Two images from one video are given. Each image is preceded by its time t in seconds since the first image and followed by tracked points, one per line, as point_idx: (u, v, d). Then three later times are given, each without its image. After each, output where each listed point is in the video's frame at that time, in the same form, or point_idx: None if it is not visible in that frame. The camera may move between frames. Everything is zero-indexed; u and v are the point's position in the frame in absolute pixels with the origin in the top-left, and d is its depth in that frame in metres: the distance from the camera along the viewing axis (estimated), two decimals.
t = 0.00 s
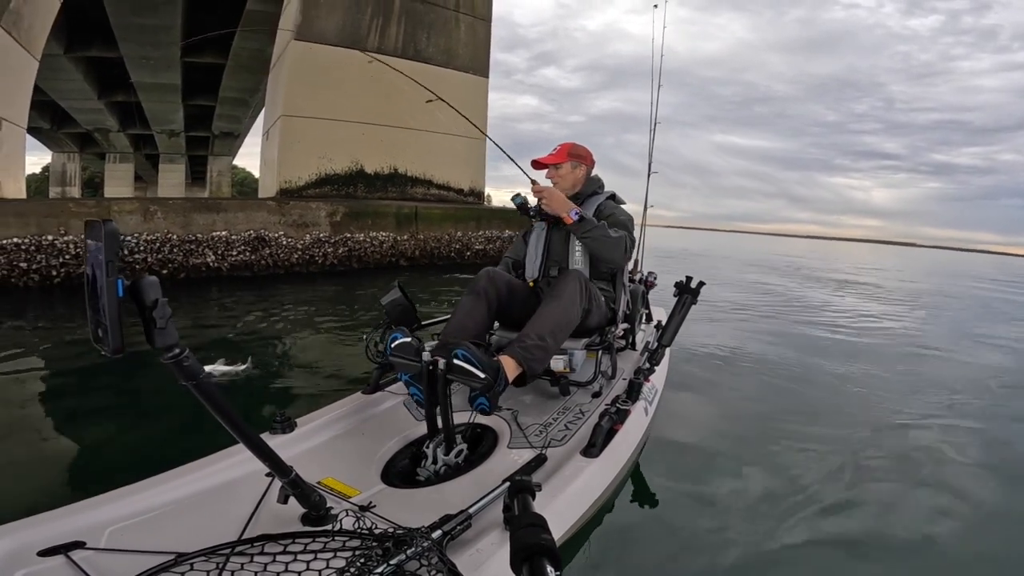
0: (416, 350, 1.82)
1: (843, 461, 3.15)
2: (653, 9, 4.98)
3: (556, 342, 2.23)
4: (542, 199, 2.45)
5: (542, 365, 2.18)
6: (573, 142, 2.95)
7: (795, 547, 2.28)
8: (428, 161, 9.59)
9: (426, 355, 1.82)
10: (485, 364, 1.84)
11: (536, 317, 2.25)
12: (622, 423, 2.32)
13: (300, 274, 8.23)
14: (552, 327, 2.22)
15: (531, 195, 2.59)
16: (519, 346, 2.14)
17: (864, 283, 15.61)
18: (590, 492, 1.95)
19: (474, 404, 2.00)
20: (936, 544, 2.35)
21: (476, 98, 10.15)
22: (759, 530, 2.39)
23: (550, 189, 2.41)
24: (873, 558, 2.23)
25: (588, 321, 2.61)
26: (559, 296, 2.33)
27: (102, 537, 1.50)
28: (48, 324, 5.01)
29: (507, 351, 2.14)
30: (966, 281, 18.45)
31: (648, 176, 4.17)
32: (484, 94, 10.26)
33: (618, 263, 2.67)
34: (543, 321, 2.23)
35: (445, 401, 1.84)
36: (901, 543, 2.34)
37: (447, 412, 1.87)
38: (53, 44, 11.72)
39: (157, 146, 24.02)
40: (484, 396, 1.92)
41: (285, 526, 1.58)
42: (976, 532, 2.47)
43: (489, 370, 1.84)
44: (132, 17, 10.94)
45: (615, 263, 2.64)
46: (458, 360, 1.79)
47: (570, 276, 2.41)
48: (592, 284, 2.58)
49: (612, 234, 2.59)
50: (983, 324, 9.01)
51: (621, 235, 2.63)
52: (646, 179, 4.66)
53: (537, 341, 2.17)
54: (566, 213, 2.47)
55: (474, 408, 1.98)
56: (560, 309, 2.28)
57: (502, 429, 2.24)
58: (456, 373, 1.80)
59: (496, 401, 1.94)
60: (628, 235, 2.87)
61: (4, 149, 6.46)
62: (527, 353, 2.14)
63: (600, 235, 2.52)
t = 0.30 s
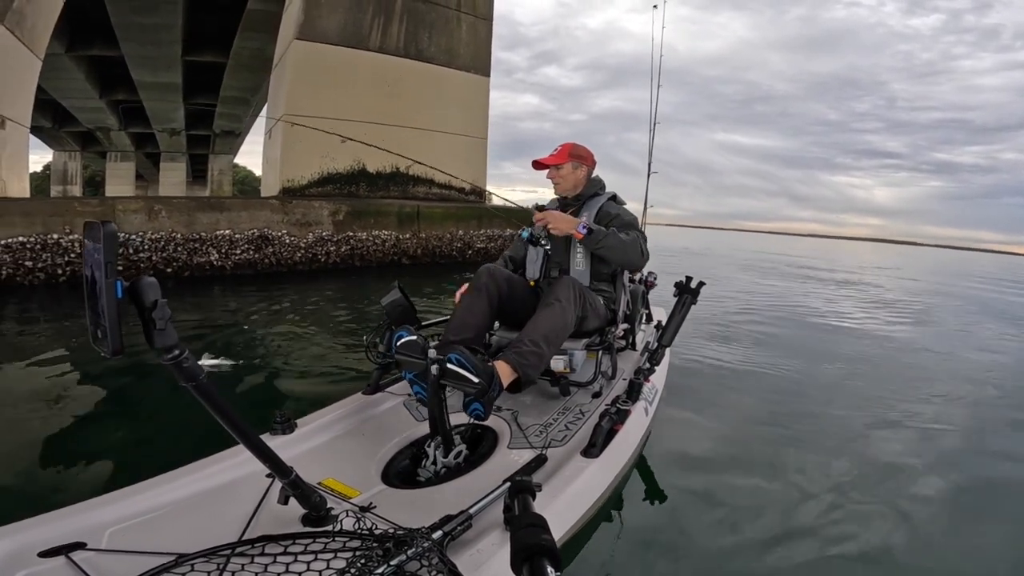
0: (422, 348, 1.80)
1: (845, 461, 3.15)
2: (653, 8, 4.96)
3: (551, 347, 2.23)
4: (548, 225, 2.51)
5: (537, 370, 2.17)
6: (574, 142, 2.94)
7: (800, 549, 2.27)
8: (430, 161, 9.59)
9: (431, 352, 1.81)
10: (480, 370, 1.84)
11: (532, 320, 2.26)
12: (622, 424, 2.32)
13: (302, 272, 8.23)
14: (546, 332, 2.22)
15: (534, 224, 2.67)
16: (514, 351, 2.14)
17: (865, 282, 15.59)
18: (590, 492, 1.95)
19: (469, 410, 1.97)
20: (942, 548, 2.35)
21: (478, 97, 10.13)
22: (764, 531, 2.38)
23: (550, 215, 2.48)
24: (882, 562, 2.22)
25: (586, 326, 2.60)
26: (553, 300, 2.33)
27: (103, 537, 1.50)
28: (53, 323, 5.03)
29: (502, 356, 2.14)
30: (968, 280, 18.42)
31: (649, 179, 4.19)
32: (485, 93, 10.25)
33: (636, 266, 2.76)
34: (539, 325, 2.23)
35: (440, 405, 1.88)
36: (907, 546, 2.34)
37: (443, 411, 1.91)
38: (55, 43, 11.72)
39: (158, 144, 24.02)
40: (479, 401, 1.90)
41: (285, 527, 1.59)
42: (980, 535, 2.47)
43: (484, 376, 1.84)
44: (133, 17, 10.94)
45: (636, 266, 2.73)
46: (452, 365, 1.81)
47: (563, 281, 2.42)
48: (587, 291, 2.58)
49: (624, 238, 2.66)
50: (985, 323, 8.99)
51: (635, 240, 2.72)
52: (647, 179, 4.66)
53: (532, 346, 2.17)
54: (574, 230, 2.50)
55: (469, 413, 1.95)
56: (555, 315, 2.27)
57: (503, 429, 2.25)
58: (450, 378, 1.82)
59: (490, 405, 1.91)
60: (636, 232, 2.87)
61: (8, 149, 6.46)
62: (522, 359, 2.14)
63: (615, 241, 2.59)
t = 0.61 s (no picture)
0: (408, 355, 1.83)
1: (845, 459, 3.16)
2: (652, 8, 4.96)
3: (560, 336, 2.23)
4: (558, 221, 2.49)
5: (546, 360, 2.17)
6: (573, 142, 2.95)
7: (811, 554, 2.25)
8: (430, 159, 9.57)
9: (417, 360, 1.83)
10: (491, 360, 1.84)
11: (541, 310, 2.25)
12: (622, 424, 2.32)
13: (303, 271, 8.23)
14: (556, 322, 2.22)
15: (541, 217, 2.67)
16: (523, 341, 2.14)
17: (866, 279, 15.58)
18: (590, 492, 1.95)
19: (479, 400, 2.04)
20: (952, 554, 2.32)
21: (477, 96, 10.11)
22: (769, 535, 2.36)
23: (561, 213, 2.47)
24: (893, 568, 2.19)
25: (591, 314, 2.63)
26: (564, 290, 2.33)
27: (103, 537, 1.50)
28: (54, 322, 5.02)
29: (512, 346, 2.14)
30: (968, 277, 18.42)
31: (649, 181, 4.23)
32: (485, 92, 10.22)
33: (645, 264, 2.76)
34: (548, 315, 2.23)
35: (452, 399, 1.84)
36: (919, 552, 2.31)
37: (452, 409, 1.90)
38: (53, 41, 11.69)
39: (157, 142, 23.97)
40: (490, 390, 1.92)
41: (285, 527, 1.59)
42: (985, 537, 2.45)
43: (494, 366, 1.85)
44: (131, 15, 10.90)
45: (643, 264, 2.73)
46: (464, 357, 1.82)
47: (576, 268, 2.43)
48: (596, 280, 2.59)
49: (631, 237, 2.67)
50: (985, 320, 9.00)
51: (642, 238, 2.73)
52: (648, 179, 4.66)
53: (541, 336, 2.17)
54: (585, 229, 2.51)
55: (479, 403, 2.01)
56: (563, 305, 2.27)
57: (502, 429, 2.25)
58: (462, 369, 1.82)
59: (500, 396, 1.96)
60: (641, 230, 2.87)
61: (8, 148, 6.45)
62: (532, 347, 2.14)
63: (621, 242, 2.60)
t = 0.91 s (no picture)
0: (409, 354, 1.83)
1: (847, 456, 3.16)
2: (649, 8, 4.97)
3: (560, 338, 2.23)
4: (559, 226, 2.52)
5: (545, 362, 2.16)
6: (571, 142, 2.96)
7: (809, 552, 2.24)
8: (430, 160, 9.56)
9: (417, 359, 1.83)
10: (492, 361, 1.85)
11: (540, 312, 2.25)
12: (622, 424, 2.32)
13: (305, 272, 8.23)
14: (556, 324, 2.23)
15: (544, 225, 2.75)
16: (523, 343, 2.14)
17: (867, 276, 15.57)
18: (589, 492, 1.95)
19: (478, 401, 2.05)
20: (952, 551, 2.31)
21: (477, 96, 10.10)
22: (768, 533, 2.36)
23: (565, 218, 2.51)
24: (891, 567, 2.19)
25: (591, 319, 2.63)
26: (564, 292, 2.34)
27: (102, 537, 1.51)
28: (57, 325, 5.03)
29: (511, 349, 2.14)
30: (968, 274, 18.41)
31: (648, 181, 4.26)
32: (484, 92, 10.21)
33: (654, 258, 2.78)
34: (547, 317, 2.23)
35: (452, 400, 1.84)
36: (916, 548, 2.31)
37: (451, 411, 1.89)
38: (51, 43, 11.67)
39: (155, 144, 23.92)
40: (490, 391, 1.92)
41: (284, 527, 1.59)
42: (986, 534, 2.44)
43: (495, 367, 1.85)
44: (129, 16, 10.88)
45: (654, 257, 2.78)
46: (464, 357, 1.83)
47: (575, 270, 2.43)
48: (596, 282, 2.59)
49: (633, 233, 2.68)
50: (986, 317, 9.01)
51: (649, 231, 2.75)
52: (648, 179, 4.66)
53: (541, 337, 2.17)
54: (588, 231, 2.54)
55: (478, 405, 2.01)
56: (563, 307, 2.28)
57: (502, 429, 2.25)
58: (461, 369, 1.83)
59: (499, 397, 1.96)
60: (645, 225, 2.87)
61: (8, 151, 6.45)
62: (531, 350, 2.14)
63: (628, 237, 2.62)
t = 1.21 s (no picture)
0: (411, 353, 1.83)
1: (848, 458, 3.15)
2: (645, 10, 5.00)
3: (559, 339, 2.23)
4: (553, 228, 2.54)
5: (544, 362, 2.17)
6: (573, 142, 2.96)
7: (811, 554, 2.24)
8: (430, 163, 9.58)
9: (418, 357, 1.83)
10: (490, 361, 1.85)
11: (540, 313, 2.26)
12: (622, 424, 2.32)
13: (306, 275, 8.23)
14: (555, 324, 2.23)
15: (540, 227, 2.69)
16: (523, 343, 2.14)
17: (867, 280, 15.55)
18: (588, 492, 1.95)
19: (478, 401, 2.04)
20: (955, 554, 2.30)
21: (477, 100, 10.13)
22: (767, 536, 2.35)
23: (558, 219, 2.53)
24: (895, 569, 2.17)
25: (591, 319, 2.63)
26: (564, 293, 2.34)
27: (102, 537, 1.50)
28: (59, 326, 5.04)
29: (510, 349, 2.14)
30: (968, 278, 18.42)
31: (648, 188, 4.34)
32: (485, 96, 10.25)
33: (651, 255, 2.79)
34: (547, 317, 2.23)
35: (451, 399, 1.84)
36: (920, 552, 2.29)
37: (450, 411, 1.89)
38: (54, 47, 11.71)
39: (156, 148, 23.97)
40: (489, 392, 1.92)
41: (285, 526, 1.59)
42: (990, 537, 2.42)
43: (494, 367, 1.85)
44: (131, 20, 10.93)
45: (649, 256, 2.78)
46: (463, 357, 1.83)
47: (575, 271, 2.44)
48: (596, 282, 2.59)
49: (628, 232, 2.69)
50: (987, 321, 9.00)
51: (643, 230, 2.76)
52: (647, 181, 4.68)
53: (540, 338, 2.17)
54: (582, 232, 2.55)
55: (478, 405, 2.01)
56: (563, 307, 2.28)
57: (502, 429, 2.25)
58: (461, 369, 1.83)
59: (499, 397, 1.96)
60: (642, 224, 2.87)
61: (11, 153, 6.46)
62: (530, 351, 2.14)
63: (622, 236, 2.63)
